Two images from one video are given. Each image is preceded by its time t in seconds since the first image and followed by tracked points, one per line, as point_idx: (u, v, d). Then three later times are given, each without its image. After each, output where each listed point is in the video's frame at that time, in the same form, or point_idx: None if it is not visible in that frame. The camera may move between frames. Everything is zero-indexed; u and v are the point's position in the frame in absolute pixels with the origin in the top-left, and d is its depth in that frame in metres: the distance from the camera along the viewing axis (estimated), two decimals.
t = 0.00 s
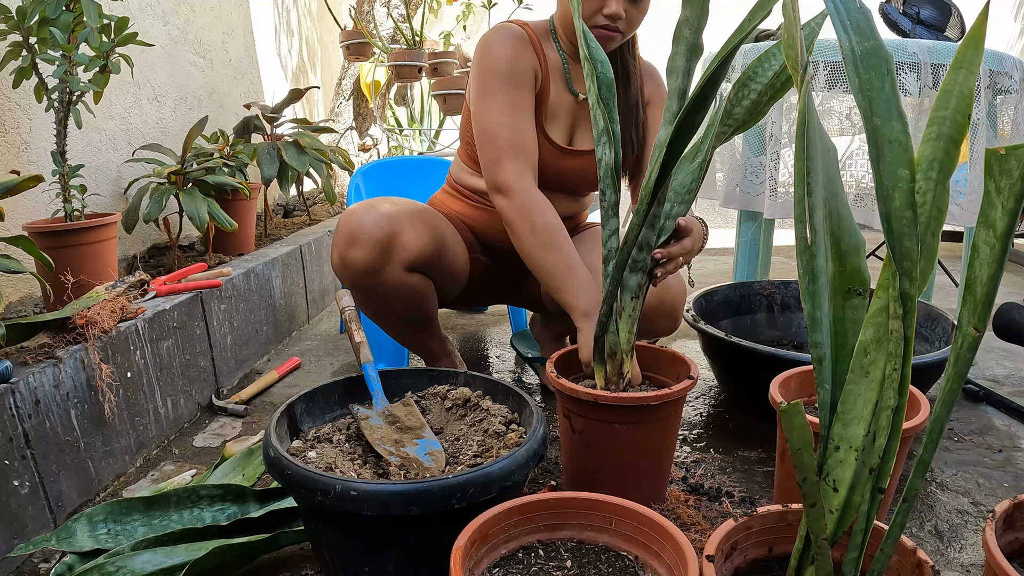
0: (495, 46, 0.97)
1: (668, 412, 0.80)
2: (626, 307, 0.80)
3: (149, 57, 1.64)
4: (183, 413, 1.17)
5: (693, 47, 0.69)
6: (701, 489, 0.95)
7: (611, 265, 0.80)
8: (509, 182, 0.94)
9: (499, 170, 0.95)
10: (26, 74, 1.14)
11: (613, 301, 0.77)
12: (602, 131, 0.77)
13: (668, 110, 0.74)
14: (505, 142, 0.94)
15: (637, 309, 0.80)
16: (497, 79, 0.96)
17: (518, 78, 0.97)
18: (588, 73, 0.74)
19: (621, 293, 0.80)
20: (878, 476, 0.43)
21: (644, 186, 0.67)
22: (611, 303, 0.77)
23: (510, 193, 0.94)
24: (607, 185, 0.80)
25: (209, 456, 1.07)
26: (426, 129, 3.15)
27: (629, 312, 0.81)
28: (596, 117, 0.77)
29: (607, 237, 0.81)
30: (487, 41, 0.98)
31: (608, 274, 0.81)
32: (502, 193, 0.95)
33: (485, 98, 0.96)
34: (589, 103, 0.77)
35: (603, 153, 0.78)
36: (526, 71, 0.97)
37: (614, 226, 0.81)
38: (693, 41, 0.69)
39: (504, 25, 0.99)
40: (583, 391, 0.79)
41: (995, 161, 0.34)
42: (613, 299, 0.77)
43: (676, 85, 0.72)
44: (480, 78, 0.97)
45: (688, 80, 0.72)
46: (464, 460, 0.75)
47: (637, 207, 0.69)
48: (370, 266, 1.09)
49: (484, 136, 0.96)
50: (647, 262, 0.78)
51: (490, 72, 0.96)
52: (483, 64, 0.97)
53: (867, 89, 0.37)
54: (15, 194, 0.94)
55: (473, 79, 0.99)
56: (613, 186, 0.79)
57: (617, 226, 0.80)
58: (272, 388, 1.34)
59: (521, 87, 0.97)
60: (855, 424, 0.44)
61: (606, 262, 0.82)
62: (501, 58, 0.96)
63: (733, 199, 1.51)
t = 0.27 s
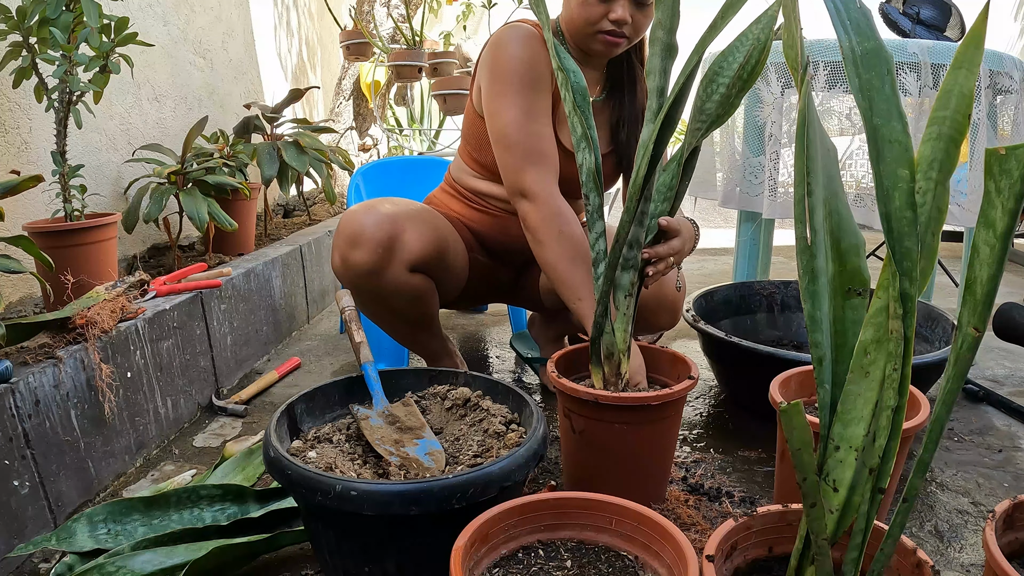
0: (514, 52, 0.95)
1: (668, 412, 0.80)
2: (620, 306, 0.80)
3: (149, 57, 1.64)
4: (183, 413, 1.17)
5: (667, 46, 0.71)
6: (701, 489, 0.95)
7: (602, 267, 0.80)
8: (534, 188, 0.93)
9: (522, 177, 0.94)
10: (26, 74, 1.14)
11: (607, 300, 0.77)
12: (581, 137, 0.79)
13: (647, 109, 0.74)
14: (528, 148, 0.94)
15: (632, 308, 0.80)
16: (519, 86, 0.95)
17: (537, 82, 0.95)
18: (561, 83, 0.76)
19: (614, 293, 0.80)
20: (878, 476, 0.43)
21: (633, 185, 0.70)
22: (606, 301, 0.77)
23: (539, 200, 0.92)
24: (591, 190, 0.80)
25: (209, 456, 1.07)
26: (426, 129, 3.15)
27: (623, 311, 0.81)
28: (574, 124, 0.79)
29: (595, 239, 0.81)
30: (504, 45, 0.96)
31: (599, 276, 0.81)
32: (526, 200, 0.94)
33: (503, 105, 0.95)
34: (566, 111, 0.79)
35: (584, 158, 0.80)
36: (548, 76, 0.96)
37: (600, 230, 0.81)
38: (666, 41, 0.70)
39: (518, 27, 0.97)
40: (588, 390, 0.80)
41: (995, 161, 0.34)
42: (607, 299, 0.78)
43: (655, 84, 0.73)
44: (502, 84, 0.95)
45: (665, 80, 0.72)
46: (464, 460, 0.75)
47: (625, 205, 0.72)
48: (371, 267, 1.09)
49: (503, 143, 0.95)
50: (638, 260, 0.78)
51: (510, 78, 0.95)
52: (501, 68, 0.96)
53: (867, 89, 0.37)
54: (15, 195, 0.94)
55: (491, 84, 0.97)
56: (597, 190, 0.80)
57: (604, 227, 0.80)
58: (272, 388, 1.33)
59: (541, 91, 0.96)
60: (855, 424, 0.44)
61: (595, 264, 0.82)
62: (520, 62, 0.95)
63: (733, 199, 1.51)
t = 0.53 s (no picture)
0: (499, 56, 0.95)
1: (669, 412, 0.80)
2: (619, 305, 0.80)
3: (149, 57, 1.64)
4: (183, 413, 1.17)
5: (667, 45, 0.71)
6: (701, 489, 0.95)
7: (601, 265, 0.80)
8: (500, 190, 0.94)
9: (488, 177, 0.95)
10: (26, 74, 1.14)
11: (606, 300, 0.77)
12: (579, 136, 0.79)
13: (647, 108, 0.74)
14: (496, 150, 0.95)
15: (631, 307, 0.80)
16: (497, 90, 0.95)
17: (517, 86, 0.96)
18: (559, 82, 0.76)
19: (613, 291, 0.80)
20: (878, 476, 0.43)
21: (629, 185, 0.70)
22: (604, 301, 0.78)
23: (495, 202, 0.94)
24: (589, 188, 0.81)
25: (210, 456, 1.07)
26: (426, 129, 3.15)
27: (622, 310, 0.81)
28: (572, 123, 0.79)
29: (594, 237, 0.81)
30: (489, 48, 0.97)
31: (598, 275, 0.81)
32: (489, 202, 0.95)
33: (480, 107, 0.96)
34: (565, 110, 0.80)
35: (582, 157, 0.80)
36: (527, 81, 0.97)
37: (599, 228, 0.81)
38: (667, 40, 0.71)
39: (507, 31, 0.97)
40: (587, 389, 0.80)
41: (995, 161, 0.34)
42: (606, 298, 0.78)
43: (654, 82, 0.73)
44: (481, 88, 0.96)
45: (665, 78, 0.72)
46: (464, 460, 0.75)
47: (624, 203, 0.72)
48: (373, 268, 1.09)
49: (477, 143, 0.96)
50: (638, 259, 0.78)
51: (491, 81, 0.95)
52: (484, 71, 0.96)
53: (867, 88, 0.37)
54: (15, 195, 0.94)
55: (473, 87, 0.98)
56: (595, 188, 0.80)
57: (603, 226, 0.80)
58: (272, 388, 1.33)
59: (520, 95, 0.96)
60: (855, 424, 0.44)
61: (594, 263, 0.82)
62: (504, 66, 0.95)
63: (733, 199, 1.51)
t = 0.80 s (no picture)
0: (506, 71, 0.95)
1: (669, 412, 0.80)
2: (619, 305, 0.80)
3: (149, 57, 1.64)
4: (183, 413, 1.17)
5: (665, 45, 0.71)
6: (701, 489, 0.95)
7: (601, 265, 0.80)
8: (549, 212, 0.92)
9: (528, 199, 0.94)
10: (26, 74, 1.14)
11: (606, 300, 0.77)
12: (579, 136, 0.79)
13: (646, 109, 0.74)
14: (530, 168, 0.94)
15: (631, 307, 0.80)
16: (513, 106, 0.95)
17: (530, 100, 0.95)
18: (560, 82, 0.76)
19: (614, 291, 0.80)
20: (878, 476, 0.43)
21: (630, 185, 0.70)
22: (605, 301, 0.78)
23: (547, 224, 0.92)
24: (590, 189, 0.81)
25: (209, 456, 1.07)
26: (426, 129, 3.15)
27: (622, 310, 0.81)
28: (572, 124, 0.79)
29: (594, 237, 0.81)
30: (496, 63, 0.96)
31: (598, 275, 0.81)
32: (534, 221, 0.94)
33: (499, 126, 0.95)
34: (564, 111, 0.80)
35: (582, 158, 0.80)
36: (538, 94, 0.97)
37: (600, 229, 0.81)
38: (665, 40, 0.71)
39: (509, 43, 0.97)
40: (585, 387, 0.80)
41: (995, 160, 0.34)
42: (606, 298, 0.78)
43: (654, 82, 0.73)
44: (495, 104, 0.95)
45: (664, 78, 0.73)
46: (464, 460, 0.75)
47: (624, 204, 0.72)
48: (370, 266, 1.09)
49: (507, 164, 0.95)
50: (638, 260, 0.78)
51: (503, 98, 0.95)
52: (492, 88, 0.96)
53: (866, 88, 0.37)
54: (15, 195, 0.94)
55: (484, 103, 0.97)
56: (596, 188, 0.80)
57: (603, 226, 0.80)
58: (272, 388, 1.33)
59: (535, 108, 0.96)
60: (855, 424, 0.44)
61: (595, 263, 0.82)
62: (512, 80, 0.95)
63: (733, 199, 1.51)
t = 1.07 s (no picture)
0: (486, 64, 0.95)
1: (669, 412, 0.80)
2: (619, 305, 0.80)
3: (149, 57, 1.64)
4: (183, 413, 1.17)
5: (665, 46, 0.71)
6: (701, 489, 0.95)
7: (601, 265, 0.80)
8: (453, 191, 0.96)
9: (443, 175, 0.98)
10: (26, 74, 1.14)
11: (606, 300, 0.77)
12: (579, 136, 0.79)
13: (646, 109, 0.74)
14: (465, 154, 0.96)
15: (631, 307, 0.80)
16: (479, 97, 0.95)
17: (498, 95, 0.96)
18: (559, 81, 0.76)
19: (613, 291, 0.80)
20: (878, 476, 0.43)
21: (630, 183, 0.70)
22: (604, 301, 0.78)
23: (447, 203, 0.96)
24: (589, 189, 0.81)
25: (209, 456, 1.07)
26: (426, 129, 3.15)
27: (622, 310, 0.81)
28: (572, 123, 0.79)
29: (594, 237, 0.81)
30: (478, 55, 0.96)
31: (598, 275, 0.81)
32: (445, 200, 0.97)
33: (460, 109, 0.97)
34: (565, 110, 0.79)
35: (582, 157, 0.80)
36: (510, 89, 0.96)
37: (600, 229, 0.81)
38: (665, 40, 0.71)
39: (498, 37, 0.97)
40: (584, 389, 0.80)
41: (995, 160, 0.34)
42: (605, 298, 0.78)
43: (654, 83, 0.73)
44: (463, 95, 0.96)
45: (664, 78, 0.72)
46: (463, 460, 0.75)
47: (624, 203, 0.72)
48: (370, 270, 1.09)
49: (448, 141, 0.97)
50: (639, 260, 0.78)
51: (474, 85, 0.96)
52: (470, 74, 0.96)
53: (867, 89, 0.37)
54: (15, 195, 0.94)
55: (457, 92, 0.98)
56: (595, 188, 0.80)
57: (603, 226, 0.80)
58: (272, 388, 1.33)
59: (500, 104, 0.97)
60: (855, 424, 0.44)
61: (594, 263, 0.82)
62: (489, 72, 0.95)
63: (733, 199, 1.51)
